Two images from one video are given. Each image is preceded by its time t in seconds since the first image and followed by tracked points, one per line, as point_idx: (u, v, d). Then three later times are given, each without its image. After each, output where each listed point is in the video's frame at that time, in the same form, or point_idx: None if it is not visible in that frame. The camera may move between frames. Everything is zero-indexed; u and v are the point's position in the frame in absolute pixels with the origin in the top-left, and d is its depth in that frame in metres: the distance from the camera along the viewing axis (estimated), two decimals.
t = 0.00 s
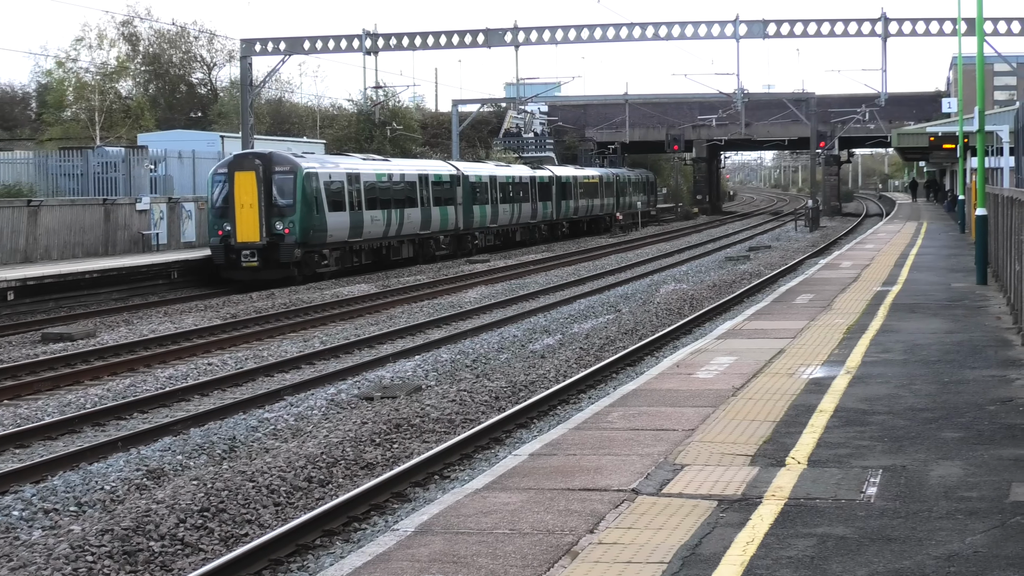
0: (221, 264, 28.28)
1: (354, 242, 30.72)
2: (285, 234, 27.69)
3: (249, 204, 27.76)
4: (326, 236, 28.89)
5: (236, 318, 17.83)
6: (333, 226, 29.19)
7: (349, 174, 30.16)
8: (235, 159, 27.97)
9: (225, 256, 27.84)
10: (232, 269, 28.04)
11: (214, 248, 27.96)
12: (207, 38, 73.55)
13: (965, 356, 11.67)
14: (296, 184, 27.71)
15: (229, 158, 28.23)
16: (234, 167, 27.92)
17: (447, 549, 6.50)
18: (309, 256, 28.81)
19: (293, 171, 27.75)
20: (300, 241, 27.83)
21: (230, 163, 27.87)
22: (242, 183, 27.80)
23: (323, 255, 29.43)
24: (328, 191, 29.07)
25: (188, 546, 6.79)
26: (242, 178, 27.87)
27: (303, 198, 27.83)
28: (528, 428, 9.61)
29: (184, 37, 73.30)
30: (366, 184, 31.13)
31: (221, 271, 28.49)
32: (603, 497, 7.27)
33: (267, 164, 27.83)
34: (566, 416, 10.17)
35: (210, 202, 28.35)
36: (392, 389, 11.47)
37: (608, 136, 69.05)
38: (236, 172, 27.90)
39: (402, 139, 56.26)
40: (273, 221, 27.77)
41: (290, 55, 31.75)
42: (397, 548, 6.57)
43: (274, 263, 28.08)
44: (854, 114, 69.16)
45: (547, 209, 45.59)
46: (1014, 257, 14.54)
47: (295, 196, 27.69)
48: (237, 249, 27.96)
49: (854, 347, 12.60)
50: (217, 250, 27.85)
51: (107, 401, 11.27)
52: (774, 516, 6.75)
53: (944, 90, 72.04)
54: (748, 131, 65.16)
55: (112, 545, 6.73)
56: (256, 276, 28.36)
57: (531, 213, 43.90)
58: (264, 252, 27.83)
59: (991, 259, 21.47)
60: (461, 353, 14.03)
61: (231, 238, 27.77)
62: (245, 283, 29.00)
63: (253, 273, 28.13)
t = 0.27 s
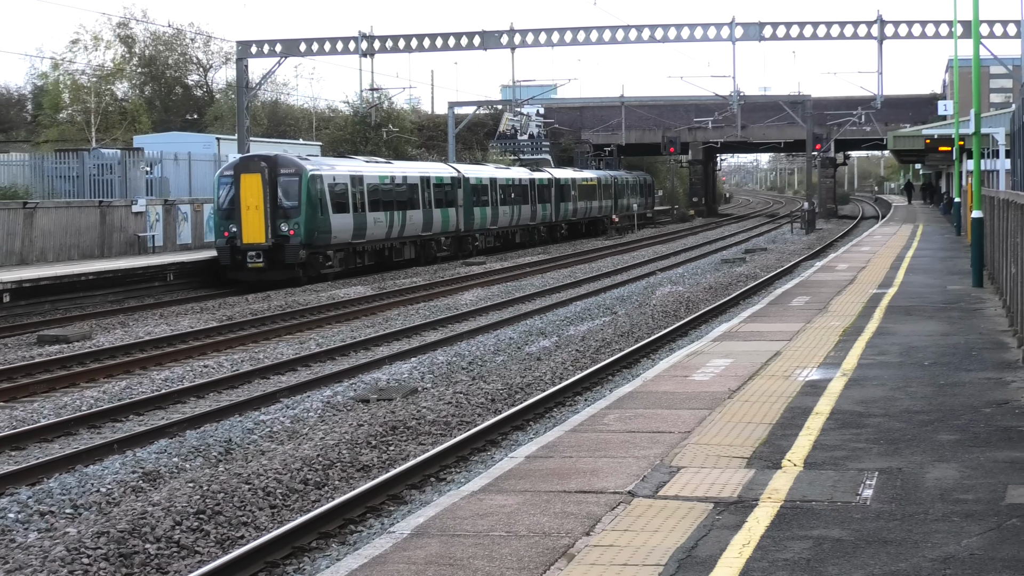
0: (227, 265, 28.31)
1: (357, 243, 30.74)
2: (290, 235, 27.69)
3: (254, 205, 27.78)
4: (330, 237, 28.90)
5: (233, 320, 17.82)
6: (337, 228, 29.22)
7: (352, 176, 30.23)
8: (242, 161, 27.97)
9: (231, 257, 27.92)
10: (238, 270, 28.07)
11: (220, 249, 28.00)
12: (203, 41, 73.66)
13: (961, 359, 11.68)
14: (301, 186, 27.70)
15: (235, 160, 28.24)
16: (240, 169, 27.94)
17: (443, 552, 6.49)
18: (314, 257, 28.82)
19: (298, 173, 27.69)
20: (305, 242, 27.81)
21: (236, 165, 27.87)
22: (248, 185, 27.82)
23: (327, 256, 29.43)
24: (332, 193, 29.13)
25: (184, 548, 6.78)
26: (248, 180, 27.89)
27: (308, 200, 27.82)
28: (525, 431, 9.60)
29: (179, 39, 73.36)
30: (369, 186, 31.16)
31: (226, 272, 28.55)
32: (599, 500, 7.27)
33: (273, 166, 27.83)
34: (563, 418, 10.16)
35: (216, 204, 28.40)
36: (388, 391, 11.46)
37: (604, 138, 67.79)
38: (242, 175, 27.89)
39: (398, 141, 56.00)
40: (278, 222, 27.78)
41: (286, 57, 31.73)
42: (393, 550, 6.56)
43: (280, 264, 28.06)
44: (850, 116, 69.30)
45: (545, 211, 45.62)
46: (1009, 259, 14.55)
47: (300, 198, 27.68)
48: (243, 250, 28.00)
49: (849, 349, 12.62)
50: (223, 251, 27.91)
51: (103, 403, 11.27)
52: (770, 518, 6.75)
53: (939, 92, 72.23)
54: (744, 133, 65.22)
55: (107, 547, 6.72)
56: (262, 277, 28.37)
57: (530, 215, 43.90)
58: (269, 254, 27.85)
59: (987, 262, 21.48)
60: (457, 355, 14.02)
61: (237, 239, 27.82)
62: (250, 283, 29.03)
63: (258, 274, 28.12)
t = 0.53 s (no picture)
0: (232, 266, 28.47)
1: (360, 244, 30.81)
2: (295, 236, 27.77)
3: (260, 207, 27.93)
4: (334, 238, 29.06)
5: (229, 322, 17.82)
6: (341, 229, 29.35)
7: (355, 178, 30.31)
8: (247, 164, 28.11)
9: (237, 258, 28.06)
10: (243, 271, 28.23)
11: (226, 251, 28.16)
12: (199, 43, 73.60)
13: (957, 361, 11.68)
14: (305, 188, 27.90)
15: (241, 163, 28.39)
16: (245, 171, 28.10)
17: (439, 554, 6.49)
18: (318, 258, 29.02)
19: (303, 175, 27.93)
20: (309, 243, 27.97)
21: (242, 168, 28.01)
22: (254, 187, 27.95)
23: (331, 257, 29.77)
24: (336, 195, 29.26)
25: (180, 550, 6.78)
26: (253, 182, 28.03)
27: (313, 201, 28.01)
28: (521, 432, 9.62)
29: (175, 41, 73.19)
30: (372, 187, 31.21)
31: (232, 273, 28.70)
32: (595, 501, 7.27)
33: (278, 168, 27.97)
34: (559, 419, 10.17)
35: (222, 206, 28.52)
36: (384, 393, 11.47)
37: (600, 141, 67.41)
38: (247, 177, 28.06)
39: (394, 143, 55.82)
40: (283, 224, 27.86)
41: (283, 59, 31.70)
42: (390, 552, 6.55)
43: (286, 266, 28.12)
44: (846, 118, 69.39)
45: (545, 213, 45.60)
46: (1005, 261, 14.56)
47: (304, 199, 27.86)
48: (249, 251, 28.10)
49: (845, 350, 12.63)
50: (229, 252, 28.03)
51: (99, 405, 11.27)
52: (766, 520, 6.75)
53: (934, 95, 72.35)
54: (741, 135, 65.27)
55: (103, 549, 6.72)
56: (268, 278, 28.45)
57: (529, 217, 43.92)
58: (274, 254, 27.93)
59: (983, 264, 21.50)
60: (453, 357, 14.03)
61: (242, 241, 27.90)
62: (255, 284, 29.20)
63: (264, 274, 28.20)
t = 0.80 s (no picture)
0: (237, 266, 28.61)
1: (363, 245, 30.87)
2: (299, 237, 27.93)
3: (265, 207, 28.06)
4: (338, 239, 29.18)
5: (225, 323, 17.83)
6: (345, 230, 29.46)
7: (359, 180, 30.38)
8: (252, 165, 28.24)
9: (242, 258, 28.23)
10: (248, 271, 28.40)
11: (231, 250, 28.33)
12: (195, 45, 73.64)
13: (954, 362, 11.68)
14: (310, 189, 28.04)
15: (246, 164, 28.50)
16: (251, 172, 28.21)
17: (436, 555, 6.49)
18: (322, 259, 29.15)
19: (307, 176, 28.07)
20: (314, 244, 28.10)
21: (247, 169, 28.14)
22: (259, 188, 28.10)
23: (336, 257, 29.74)
24: (340, 196, 29.37)
25: (176, 552, 6.77)
26: (258, 183, 28.17)
27: (317, 203, 28.16)
28: (516, 433, 9.62)
29: (172, 43, 73.02)
30: (375, 189, 31.27)
31: (237, 273, 28.87)
32: (591, 503, 7.26)
33: (283, 169, 28.11)
34: (555, 421, 10.18)
35: (227, 206, 28.70)
36: (379, 394, 11.46)
37: (596, 142, 67.28)
38: (252, 178, 28.17)
39: (391, 144, 55.49)
40: (287, 224, 28.01)
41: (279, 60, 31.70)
42: (386, 553, 6.55)
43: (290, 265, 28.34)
44: (842, 120, 69.50)
45: (544, 214, 45.63)
46: (1002, 262, 14.56)
47: (309, 200, 28.00)
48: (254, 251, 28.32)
49: (842, 352, 12.63)
50: (234, 252, 28.24)
51: (95, 406, 11.26)
52: (762, 521, 6.75)
53: (930, 96, 72.39)
54: (737, 136, 65.33)
55: (99, 550, 6.71)
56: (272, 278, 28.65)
57: (529, 218, 43.95)
58: (279, 254, 28.12)
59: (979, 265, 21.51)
60: (450, 358, 14.04)
61: (248, 242, 28.14)
62: (260, 284, 29.37)
63: (269, 274, 28.35)
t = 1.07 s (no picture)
0: (243, 266, 28.63)
1: (367, 245, 30.94)
2: (305, 237, 28.04)
3: (271, 208, 28.15)
4: (342, 240, 29.29)
5: (220, 324, 17.84)
6: (350, 231, 29.57)
7: (363, 181, 30.46)
8: (258, 166, 28.35)
9: (248, 258, 28.21)
10: (255, 271, 28.43)
11: (237, 251, 28.31)
12: (191, 45, 73.68)
13: (951, 364, 11.68)
14: (316, 190, 28.17)
15: (252, 165, 28.61)
16: (257, 174, 28.30)
17: (431, 556, 6.48)
18: (327, 259, 29.29)
19: (313, 178, 28.17)
20: (319, 244, 28.21)
21: (253, 170, 28.23)
22: (265, 189, 28.20)
23: (339, 258, 29.93)
24: (345, 197, 29.48)
25: (172, 553, 6.77)
26: (265, 185, 28.28)
27: (322, 204, 28.27)
28: (513, 435, 9.63)
29: (168, 44, 73.05)
30: (378, 190, 31.32)
31: (244, 273, 28.86)
32: (587, 505, 7.25)
33: (289, 171, 28.26)
34: (551, 422, 10.19)
35: (233, 208, 28.70)
36: (375, 396, 11.46)
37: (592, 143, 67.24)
38: (259, 179, 28.28)
39: (385, 145, 55.37)
40: (293, 225, 28.12)
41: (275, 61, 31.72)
42: (381, 554, 6.55)
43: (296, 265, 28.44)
44: (840, 121, 69.53)
45: (544, 215, 45.65)
46: (999, 264, 14.56)
47: (314, 201, 28.12)
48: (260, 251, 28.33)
49: (837, 354, 12.65)
50: (241, 253, 28.21)
51: (90, 408, 11.26)
52: (758, 523, 6.75)
53: (927, 98, 72.42)
54: (734, 137, 65.41)
55: (95, 552, 6.71)
56: (278, 278, 28.73)
57: (529, 219, 43.96)
58: (286, 254, 28.22)
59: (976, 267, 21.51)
60: (446, 359, 14.06)
61: (254, 242, 28.07)
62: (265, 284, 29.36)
63: (275, 275, 28.53)
